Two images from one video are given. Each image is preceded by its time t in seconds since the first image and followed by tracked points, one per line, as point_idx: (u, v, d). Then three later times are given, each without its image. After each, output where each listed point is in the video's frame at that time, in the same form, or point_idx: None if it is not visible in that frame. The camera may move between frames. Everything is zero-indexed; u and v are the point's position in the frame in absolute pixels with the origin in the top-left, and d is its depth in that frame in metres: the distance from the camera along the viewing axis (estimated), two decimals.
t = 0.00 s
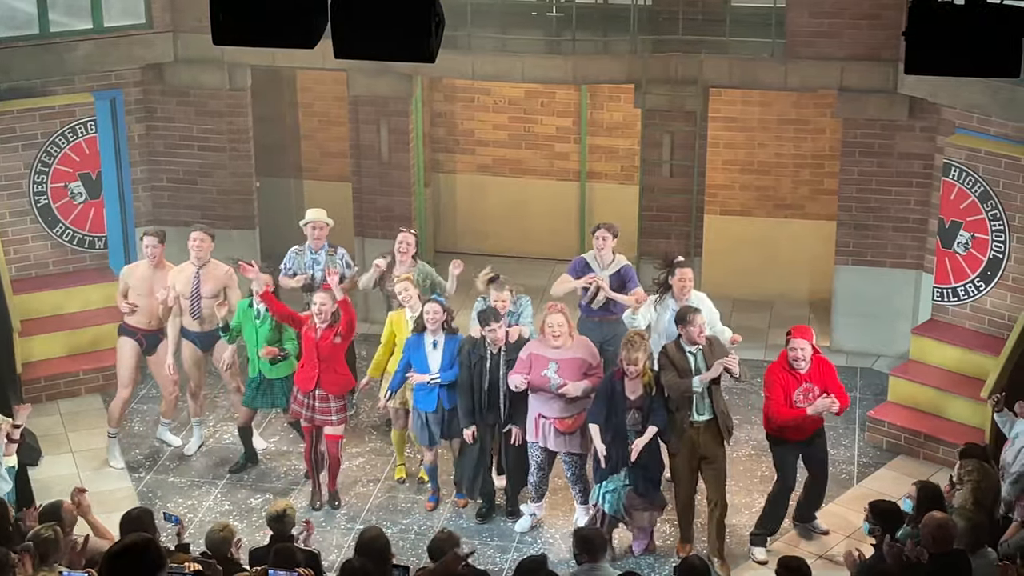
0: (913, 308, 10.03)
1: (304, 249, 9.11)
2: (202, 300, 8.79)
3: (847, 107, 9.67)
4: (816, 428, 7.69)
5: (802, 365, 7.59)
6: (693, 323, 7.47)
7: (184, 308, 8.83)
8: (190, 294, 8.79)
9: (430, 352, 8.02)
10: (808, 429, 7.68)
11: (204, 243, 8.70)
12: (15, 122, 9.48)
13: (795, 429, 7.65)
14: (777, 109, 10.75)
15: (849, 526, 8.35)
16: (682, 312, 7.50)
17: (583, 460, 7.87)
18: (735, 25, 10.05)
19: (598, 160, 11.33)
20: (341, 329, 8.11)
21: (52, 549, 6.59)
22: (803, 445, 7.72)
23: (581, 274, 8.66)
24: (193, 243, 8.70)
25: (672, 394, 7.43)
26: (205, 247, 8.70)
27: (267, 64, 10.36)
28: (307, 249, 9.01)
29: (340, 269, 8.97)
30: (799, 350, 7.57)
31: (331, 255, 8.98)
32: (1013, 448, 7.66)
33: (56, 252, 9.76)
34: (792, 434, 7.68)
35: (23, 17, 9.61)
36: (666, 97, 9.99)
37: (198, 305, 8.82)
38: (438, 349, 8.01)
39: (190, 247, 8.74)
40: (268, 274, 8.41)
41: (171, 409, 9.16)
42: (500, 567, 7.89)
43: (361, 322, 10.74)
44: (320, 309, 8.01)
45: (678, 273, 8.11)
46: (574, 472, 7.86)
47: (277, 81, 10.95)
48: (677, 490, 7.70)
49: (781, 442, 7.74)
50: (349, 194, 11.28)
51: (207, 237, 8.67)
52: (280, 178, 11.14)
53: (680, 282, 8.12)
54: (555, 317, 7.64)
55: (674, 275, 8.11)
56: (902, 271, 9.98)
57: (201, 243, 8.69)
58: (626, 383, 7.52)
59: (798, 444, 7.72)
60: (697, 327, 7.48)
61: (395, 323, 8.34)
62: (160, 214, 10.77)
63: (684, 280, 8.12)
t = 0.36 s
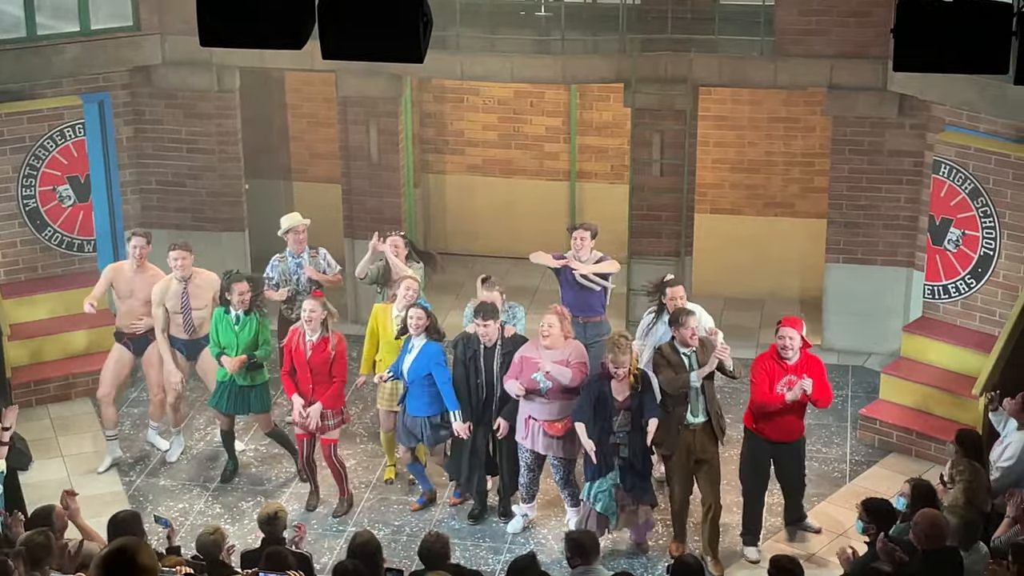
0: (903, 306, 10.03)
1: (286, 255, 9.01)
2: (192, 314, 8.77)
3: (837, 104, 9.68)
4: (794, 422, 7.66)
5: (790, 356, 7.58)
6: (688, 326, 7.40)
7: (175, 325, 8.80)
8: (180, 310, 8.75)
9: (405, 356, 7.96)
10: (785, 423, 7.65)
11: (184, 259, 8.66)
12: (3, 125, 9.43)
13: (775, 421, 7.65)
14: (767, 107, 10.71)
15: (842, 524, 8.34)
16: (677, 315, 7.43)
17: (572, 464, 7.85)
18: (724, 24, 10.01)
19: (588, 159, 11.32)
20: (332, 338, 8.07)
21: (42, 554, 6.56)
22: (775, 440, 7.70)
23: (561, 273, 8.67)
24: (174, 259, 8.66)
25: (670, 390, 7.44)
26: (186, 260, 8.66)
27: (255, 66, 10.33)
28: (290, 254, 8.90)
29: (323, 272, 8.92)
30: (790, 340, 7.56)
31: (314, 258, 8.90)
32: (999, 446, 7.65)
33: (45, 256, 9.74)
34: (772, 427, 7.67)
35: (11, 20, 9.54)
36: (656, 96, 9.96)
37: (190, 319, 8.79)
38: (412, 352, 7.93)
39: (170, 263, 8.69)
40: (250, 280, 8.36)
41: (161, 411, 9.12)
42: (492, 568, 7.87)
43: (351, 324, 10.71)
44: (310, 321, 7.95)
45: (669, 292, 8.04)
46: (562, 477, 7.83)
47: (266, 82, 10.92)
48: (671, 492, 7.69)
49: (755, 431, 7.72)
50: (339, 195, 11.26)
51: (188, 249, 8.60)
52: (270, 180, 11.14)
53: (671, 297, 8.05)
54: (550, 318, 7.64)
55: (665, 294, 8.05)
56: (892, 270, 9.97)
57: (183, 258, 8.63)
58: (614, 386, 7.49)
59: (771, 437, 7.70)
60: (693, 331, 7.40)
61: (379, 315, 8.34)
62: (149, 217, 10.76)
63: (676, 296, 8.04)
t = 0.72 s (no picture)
0: (901, 305, 10.06)
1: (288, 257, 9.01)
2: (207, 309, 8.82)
3: (833, 104, 9.70)
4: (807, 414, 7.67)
5: (789, 349, 7.60)
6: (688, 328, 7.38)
7: (193, 320, 8.86)
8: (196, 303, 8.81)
9: (418, 359, 7.96)
10: (797, 417, 7.67)
11: (202, 254, 8.69)
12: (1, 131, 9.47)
13: (787, 416, 7.67)
14: (763, 106, 10.76)
15: (841, 522, 8.36)
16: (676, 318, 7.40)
17: (575, 464, 7.88)
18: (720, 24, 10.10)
19: (585, 160, 11.34)
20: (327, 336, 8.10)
21: (43, 558, 6.58)
22: (793, 436, 7.71)
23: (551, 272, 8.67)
24: (192, 256, 8.68)
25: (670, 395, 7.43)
26: (203, 257, 8.69)
27: (252, 70, 10.34)
28: (292, 257, 8.93)
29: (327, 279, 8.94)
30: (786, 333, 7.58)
31: (314, 263, 8.93)
32: (999, 445, 7.57)
33: (44, 260, 9.78)
34: (787, 421, 7.68)
35: (8, 26, 9.54)
36: (652, 97, 9.93)
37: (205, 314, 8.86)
38: (427, 356, 7.95)
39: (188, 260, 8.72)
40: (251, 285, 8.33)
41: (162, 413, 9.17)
42: (493, 570, 7.89)
43: (350, 326, 10.73)
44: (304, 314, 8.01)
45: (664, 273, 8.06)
46: (564, 477, 7.87)
47: (262, 86, 10.95)
48: (671, 494, 7.71)
49: (771, 430, 7.73)
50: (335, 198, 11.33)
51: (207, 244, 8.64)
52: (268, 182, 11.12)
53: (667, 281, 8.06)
54: (546, 319, 7.67)
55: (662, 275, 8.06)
56: (890, 268, 9.99)
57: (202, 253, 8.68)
58: (617, 384, 7.51)
59: (788, 434, 7.71)
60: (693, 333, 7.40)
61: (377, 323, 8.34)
62: (147, 221, 10.75)
63: (671, 281, 8.05)
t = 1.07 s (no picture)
0: (908, 309, 10.04)
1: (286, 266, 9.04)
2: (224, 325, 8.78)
3: (838, 108, 9.71)
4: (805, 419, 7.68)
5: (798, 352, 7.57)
6: (700, 341, 7.40)
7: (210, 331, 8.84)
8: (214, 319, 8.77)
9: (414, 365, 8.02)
10: (794, 423, 7.69)
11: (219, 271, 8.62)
12: (8, 141, 9.50)
13: (783, 421, 7.69)
14: (768, 111, 10.71)
15: (849, 527, 8.35)
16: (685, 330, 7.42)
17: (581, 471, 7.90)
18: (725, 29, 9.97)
19: (591, 166, 11.32)
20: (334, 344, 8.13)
21: (49, 566, 6.58)
22: (787, 441, 7.74)
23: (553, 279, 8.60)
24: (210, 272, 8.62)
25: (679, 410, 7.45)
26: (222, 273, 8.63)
27: (258, 78, 10.36)
28: (291, 267, 8.94)
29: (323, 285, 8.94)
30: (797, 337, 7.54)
31: (315, 273, 8.95)
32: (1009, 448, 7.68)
33: (50, 269, 9.82)
34: (782, 426, 7.70)
35: (14, 35, 9.57)
36: (657, 102, 9.95)
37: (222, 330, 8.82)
38: (422, 361, 7.98)
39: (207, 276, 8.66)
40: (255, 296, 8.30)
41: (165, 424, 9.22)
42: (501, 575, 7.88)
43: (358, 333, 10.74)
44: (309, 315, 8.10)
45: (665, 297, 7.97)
46: (569, 483, 7.90)
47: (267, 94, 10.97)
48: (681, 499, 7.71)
49: (764, 432, 7.75)
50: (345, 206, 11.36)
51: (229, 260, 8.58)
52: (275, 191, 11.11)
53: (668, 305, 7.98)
54: (556, 327, 7.65)
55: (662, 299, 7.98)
56: (897, 272, 9.99)
57: (223, 273, 8.61)
58: (616, 393, 7.55)
59: (780, 438, 7.74)
60: (704, 344, 7.42)
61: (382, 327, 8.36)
62: (153, 229, 10.79)
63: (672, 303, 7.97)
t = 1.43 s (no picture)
0: (916, 321, 10.01)
1: (298, 275, 9.15)
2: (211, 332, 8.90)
3: (845, 120, 9.73)
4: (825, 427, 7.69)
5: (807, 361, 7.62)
6: (710, 355, 7.44)
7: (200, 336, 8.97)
8: (204, 326, 8.92)
9: (428, 372, 7.97)
10: (815, 431, 7.70)
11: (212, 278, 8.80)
12: (16, 156, 9.58)
13: (806, 431, 7.70)
14: (775, 124, 10.62)
15: (858, 540, 8.36)
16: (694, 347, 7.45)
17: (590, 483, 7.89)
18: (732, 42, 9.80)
19: (598, 180, 11.28)
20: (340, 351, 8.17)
21: None
22: (811, 449, 7.76)
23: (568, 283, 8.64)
24: (204, 278, 8.80)
25: (699, 424, 7.46)
26: (215, 280, 8.80)
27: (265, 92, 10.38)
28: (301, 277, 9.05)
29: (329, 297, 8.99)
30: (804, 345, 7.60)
31: (324, 282, 9.01)
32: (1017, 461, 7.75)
33: (60, 284, 9.76)
34: (806, 436, 7.72)
35: (22, 51, 9.71)
36: (665, 116, 10.01)
37: (212, 338, 8.94)
38: (436, 367, 7.96)
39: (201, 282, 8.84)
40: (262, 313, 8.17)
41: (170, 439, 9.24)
42: None
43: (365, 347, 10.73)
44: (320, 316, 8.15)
45: (671, 293, 8.20)
46: (579, 496, 7.89)
47: (274, 108, 10.98)
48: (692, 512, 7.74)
49: (787, 445, 7.76)
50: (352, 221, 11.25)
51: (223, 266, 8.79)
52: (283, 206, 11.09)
53: (673, 301, 8.21)
54: (561, 343, 7.63)
55: (669, 296, 8.20)
56: (904, 284, 9.97)
57: (217, 279, 8.80)
58: (621, 407, 7.52)
59: (803, 448, 7.76)
60: (714, 359, 7.46)
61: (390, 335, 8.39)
62: (161, 244, 10.61)
63: (678, 301, 8.20)
